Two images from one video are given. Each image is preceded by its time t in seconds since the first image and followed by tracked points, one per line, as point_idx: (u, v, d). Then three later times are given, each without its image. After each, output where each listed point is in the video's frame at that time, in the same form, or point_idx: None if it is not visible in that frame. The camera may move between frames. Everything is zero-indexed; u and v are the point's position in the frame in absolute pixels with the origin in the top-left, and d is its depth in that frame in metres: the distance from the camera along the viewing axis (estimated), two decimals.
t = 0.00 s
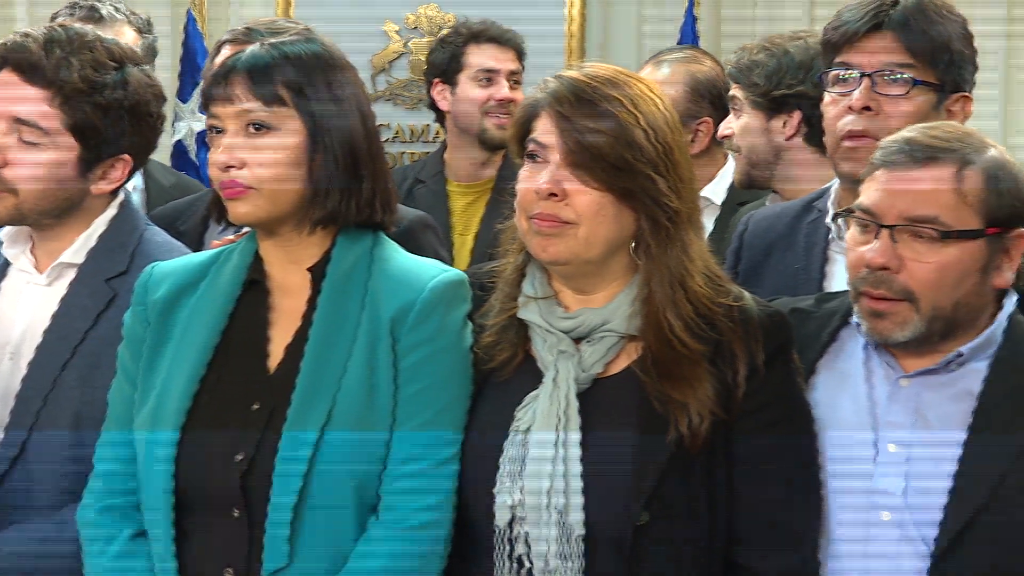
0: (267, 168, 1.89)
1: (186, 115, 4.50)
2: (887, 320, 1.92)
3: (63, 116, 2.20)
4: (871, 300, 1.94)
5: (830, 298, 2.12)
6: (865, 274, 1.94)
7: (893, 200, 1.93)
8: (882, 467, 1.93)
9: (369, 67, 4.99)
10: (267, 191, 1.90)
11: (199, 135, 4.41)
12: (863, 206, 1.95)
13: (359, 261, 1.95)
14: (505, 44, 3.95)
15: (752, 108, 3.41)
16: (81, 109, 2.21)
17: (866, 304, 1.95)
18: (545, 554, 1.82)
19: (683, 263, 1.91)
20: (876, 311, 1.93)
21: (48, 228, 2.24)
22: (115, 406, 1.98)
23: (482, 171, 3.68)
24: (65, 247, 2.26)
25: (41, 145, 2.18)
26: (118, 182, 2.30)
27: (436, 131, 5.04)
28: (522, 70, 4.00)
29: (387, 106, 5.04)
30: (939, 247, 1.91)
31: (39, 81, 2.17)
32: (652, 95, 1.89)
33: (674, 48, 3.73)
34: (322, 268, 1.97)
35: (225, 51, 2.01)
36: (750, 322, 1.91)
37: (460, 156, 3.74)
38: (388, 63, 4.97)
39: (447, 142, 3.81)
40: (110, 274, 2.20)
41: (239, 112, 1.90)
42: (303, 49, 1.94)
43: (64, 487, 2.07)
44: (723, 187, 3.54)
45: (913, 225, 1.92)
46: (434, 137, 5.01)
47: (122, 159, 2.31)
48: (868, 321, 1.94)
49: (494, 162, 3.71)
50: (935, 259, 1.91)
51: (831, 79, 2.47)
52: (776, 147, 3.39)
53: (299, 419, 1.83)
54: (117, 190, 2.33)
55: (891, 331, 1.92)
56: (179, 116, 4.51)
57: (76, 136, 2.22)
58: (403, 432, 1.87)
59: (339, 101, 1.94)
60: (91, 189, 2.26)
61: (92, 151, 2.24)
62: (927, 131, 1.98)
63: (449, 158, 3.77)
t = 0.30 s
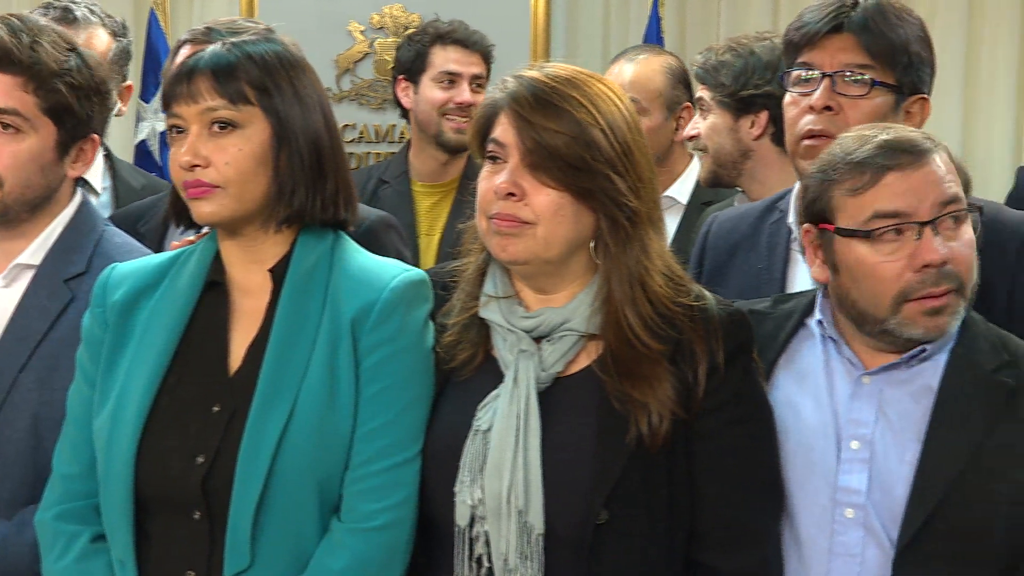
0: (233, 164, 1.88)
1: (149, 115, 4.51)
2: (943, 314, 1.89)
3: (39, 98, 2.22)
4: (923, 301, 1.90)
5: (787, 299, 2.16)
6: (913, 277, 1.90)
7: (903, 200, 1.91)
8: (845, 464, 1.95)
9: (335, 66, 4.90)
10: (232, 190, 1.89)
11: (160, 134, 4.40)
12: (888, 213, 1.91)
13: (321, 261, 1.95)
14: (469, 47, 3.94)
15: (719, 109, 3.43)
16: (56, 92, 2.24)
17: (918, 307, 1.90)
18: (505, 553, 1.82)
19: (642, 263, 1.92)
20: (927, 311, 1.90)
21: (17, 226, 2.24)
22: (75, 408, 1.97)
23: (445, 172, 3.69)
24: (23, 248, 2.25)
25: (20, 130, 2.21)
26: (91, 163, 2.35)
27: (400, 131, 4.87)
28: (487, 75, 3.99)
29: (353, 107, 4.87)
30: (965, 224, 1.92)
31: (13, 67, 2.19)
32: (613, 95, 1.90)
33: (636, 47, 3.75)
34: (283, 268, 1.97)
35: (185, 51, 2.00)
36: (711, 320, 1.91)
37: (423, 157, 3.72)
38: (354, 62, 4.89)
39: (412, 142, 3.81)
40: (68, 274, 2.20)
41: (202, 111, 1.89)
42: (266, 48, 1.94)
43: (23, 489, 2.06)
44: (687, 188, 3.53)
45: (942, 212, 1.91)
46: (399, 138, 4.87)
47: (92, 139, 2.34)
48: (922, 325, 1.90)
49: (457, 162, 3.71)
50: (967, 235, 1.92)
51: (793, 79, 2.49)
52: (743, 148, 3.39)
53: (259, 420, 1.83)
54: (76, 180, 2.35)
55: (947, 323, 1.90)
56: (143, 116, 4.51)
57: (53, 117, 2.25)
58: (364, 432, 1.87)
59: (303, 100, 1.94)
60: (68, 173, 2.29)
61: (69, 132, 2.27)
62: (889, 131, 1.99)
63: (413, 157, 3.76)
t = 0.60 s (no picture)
0: (196, 164, 1.87)
1: (112, 115, 4.50)
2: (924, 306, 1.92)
3: (4, 89, 2.21)
4: (905, 293, 1.91)
5: (745, 298, 2.17)
6: (896, 270, 1.92)
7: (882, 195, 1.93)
8: (808, 462, 1.95)
9: (299, 66, 4.78)
10: (195, 190, 1.88)
11: (122, 135, 4.39)
12: (876, 205, 1.93)
13: (283, 262, 1.94)
14: (438, 47, 3.92)
15: (694, 105, 3.44)
16: (19, 83, 2.22)
17: (901, 300, 1.91)
18: (469, 555, 1.81)
19: (605, 263, 1.92)
20: (911, 303, 1.91)
21: None
22: (35, 410, 1.95)
23: (411, 171, 3.70)
24: None
25: None
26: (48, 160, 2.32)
27: (366, 130, 4.78)
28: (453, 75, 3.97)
29: (317, 107, 4.77)
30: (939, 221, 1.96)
31: None
32: (576, 96, 1.90)
33: (598, 47, 3.74)
34: (246, 269, 1.96)
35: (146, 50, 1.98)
36: (674, 320, 1.92)
37: (390, 156, 3.71)
38: (320, 62, 4.78)
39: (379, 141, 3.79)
40: (28, 276, 2.19)
41: (164, 111, 1.88)
42: (229, 48, 1.92)
43: None
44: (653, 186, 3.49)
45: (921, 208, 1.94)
46: (365, 138, 4.79)
47: (49, 136, 2.30)
48: (906, 317, 1.91)
49: (423, 162, 3.72)
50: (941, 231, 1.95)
51: (758, 79, 2.49)
52: (714, 145, 3.42)
53: (221, 422, 1.82)
54: (34, 177, 2.32)
55: (929, 316, 1.91)
56: (106, 116, 4.49)
57: (16, 109, 2.22)
58: (327, 434, 1.86)
59: (266, 101, 1.93)
60: (28, 167, 2.27)
61: (31, 125, 2.25)
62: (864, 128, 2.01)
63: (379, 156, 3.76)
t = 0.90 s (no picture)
0: (157, 165, 1.86)
1: (75, 115, 4.49)
2: (834, 316, 1.93)
3: None
4: (817, 300, 1.93)
5: (719, 297, 2.15)
6: (809, 278, 1.92)
7: (820, 202, 1.93)
8: (775, 463, 1.95)
9: (265, 66, 4.78)
10: (155, 191, 1.87)
11: (86, 134, 4.39)
12: (796, 214, 1.93)
13: (247, 264, 1.93)
14: (405, 47, 3.91)
15: (671, 104, 3.51)
16: None
17: (810, 306, 1.93)
18: (433, 556, 1.81)
19: (568, 265, 1.91)
20: (820, 311, 1.93)
21: None
22: None
23: (382, 172, 3.69)
24: None
25: None
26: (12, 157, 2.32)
27: (334, 131, 4.76)
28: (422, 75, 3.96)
29: (282, 106, 4.75)
30: (877, 240, 1.93)
31: None
32: (539, 97, 1.89)
33: (564, 47, 3.72)
34: (210, 270, 1.95)
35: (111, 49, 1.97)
36: (638, 320, 1.91)
37: (360, 156, 3.71)
38: (285, 62, 4.77)
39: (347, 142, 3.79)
40: None
41: (125, 111, 1.87)
42: (191, 47, 1.91)
43: None
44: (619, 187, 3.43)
45: (849, 223, 1.92)
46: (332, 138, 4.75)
47: (13, 133, 2.31)
48: (813, 322, 1.93)
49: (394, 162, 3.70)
50: (877, 249, 1.93)
51: (722, 80, 2.50)
52: (690, 144, 3.49)
53: (185, 424, 1.81)
54: None
55: (838, 326, 1.93)
56: (70, 116, 4.50)
57: None
58: (291, 436, 1.86)
59: (229, 101, 1.91)
60: None
61: None
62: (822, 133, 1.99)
63: (347, 157, 3.75)
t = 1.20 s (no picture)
0: (117, 167, 1.85)
1: (40, 115, 4.47)
2: (765, 315, 1.94)
3: None
4: (750, 296, 1.95)
5: (694, 296, 2.15)
6: (743, 273, 1.95)
7: (787, 202, 1.93)
8: (747, 465, 1.95)
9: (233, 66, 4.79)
10: (116, 192, 1.86)
11: (52, 135, 4.38)
12: (739, 209, 1.95)
13: (217, 266, 1.92)
14: (367, 47, 3.88)
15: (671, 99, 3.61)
16: None
17: (743, 301, 1.95)
18: (400, 558, 1.80)
19: (535, 266, 1.91)
20: (752, 308, 1.94)
21: None
22: None
23: (351, 173, 3.68)
24: None
25: None
26: None
27: (303, 130, 4.78)
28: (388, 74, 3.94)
29: (254, 107, 4.77)
30: (816, 248, 1.94)
31: None
32: (507, 99, 1.89)
33: (535, 48, 3.71)
34: (179, 272, 1.94)
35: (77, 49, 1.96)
36: (607, 322, 1.91)
37: (326, 157, 3.70)
38: (253, 62, 4.78)
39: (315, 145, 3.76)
40: None
41: (87, 111, 1.85)
42: (156, 47, 1.90)
43: None
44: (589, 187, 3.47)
45: (789, 228, 1.94)
46: (301, 138, 4.77)
47: None
48: (745, 316, 1.95)
49: (360, 164, 3.69)
50: (815, 257, 1.93)
51: (688, 82, 2.51)
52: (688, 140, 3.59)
53: (153, 427, 1.79)
54: None
55: (769, 326, 1.94)
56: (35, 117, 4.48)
57: None
58: (260, 439, 1.85)
59: (194, 103, 1.90)
60: None
61: None
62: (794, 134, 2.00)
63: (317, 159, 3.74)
